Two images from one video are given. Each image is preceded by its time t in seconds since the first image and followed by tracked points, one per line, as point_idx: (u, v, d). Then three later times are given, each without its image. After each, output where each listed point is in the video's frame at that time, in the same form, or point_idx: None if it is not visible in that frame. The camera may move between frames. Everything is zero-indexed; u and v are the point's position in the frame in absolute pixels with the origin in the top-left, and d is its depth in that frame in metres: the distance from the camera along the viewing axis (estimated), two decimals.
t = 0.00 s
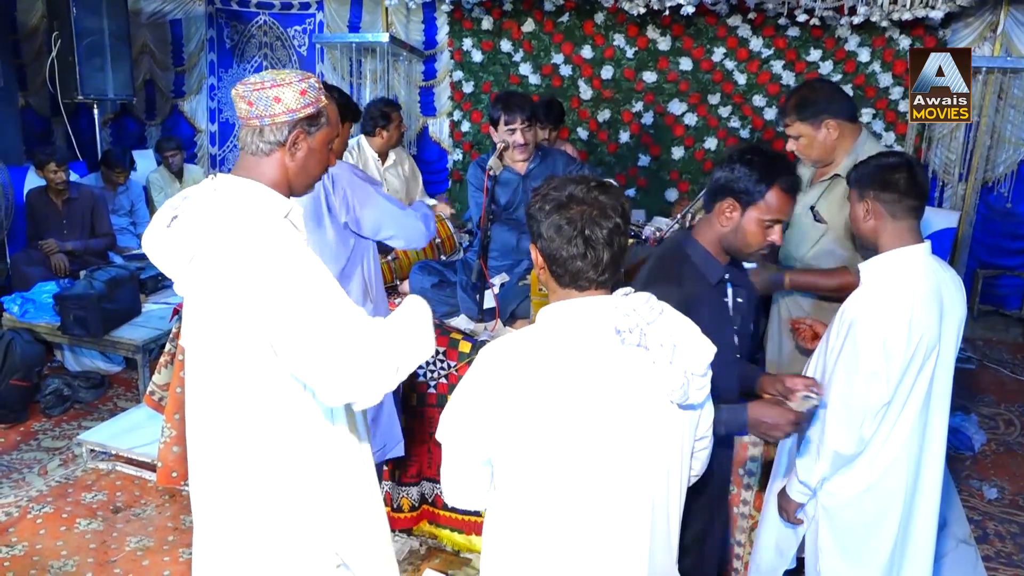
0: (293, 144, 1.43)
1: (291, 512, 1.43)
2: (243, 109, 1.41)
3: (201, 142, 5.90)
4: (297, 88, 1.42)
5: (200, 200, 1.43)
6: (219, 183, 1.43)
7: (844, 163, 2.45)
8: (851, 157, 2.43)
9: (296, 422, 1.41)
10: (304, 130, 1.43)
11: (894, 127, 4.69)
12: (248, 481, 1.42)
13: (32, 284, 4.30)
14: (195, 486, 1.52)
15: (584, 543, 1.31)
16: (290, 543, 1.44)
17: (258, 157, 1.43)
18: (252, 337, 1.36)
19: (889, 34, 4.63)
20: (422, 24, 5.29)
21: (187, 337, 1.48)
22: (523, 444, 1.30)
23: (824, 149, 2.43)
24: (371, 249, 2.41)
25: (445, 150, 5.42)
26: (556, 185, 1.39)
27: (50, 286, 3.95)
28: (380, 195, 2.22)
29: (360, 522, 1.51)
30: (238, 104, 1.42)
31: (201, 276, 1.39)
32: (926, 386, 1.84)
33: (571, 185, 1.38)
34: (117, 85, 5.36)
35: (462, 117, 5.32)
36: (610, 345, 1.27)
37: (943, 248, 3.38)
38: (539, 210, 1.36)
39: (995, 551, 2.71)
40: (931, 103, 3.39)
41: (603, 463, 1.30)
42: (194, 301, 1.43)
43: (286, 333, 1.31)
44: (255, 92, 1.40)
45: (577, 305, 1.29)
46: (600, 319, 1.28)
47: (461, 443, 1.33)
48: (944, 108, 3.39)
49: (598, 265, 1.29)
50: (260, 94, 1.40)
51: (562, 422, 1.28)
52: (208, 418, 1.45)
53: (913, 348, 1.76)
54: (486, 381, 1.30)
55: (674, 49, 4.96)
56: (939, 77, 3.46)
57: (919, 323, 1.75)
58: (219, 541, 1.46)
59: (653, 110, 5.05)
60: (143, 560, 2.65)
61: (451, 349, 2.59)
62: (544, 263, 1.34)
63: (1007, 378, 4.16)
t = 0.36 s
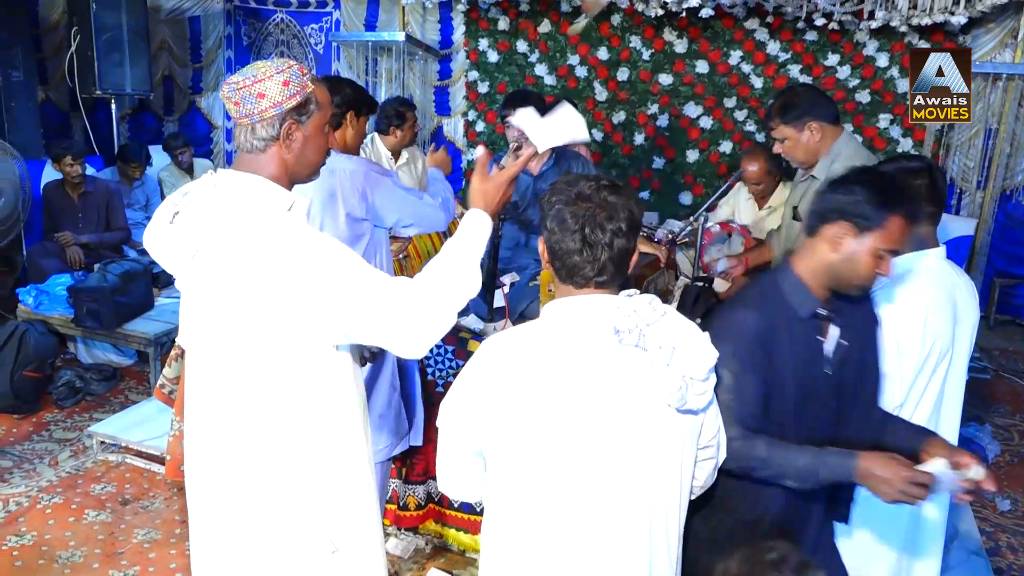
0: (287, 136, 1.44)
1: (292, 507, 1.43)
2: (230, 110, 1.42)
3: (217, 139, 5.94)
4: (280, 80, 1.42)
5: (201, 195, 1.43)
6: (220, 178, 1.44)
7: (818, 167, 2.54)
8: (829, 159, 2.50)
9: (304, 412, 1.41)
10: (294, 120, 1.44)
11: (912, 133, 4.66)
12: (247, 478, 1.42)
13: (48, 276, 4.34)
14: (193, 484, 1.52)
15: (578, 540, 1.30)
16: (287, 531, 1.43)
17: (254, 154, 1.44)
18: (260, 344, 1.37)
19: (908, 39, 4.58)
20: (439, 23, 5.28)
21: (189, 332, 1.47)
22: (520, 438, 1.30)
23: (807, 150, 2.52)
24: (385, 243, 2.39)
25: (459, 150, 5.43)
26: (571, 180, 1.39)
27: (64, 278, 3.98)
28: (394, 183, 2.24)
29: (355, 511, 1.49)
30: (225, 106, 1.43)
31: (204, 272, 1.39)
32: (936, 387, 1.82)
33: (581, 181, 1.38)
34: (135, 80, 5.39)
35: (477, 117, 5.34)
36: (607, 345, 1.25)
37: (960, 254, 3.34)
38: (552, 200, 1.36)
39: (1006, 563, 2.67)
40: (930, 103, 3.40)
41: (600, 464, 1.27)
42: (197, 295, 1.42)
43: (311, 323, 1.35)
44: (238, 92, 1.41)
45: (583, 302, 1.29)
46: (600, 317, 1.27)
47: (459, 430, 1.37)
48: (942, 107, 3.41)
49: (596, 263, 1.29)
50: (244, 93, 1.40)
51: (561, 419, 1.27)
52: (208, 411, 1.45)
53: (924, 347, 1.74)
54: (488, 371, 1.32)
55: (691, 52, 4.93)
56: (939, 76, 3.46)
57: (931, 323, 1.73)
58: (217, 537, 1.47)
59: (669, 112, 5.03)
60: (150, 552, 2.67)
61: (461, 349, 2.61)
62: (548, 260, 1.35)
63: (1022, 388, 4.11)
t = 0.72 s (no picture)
0: (302, 135, 1.44)
1: (304, 501, 1.45)
2: (245, 108, 1.43)
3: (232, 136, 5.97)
4: (294, 78, 1.42)
5: (214, 189, 1.44)
6: (233, 175, 1.45)
7: (797, 167, 2.52)
8: (804, 160, 2.51)
9: (311, 410, 1.43)
10: (309, 119, 1.44)
11: (929, 136, 4.56)
12: (255, 475, 1.43)
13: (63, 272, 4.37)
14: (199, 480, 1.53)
15: (585, 540, 1.29)
16: (310, 528, 1.46)
17: (268, 153, 1.45)
18: (265, 344, 1.37)
19: (926, 41, 4.50)
20: (454, 22, 5.28)
21: (197, 328, 1.47)
22: (523, 437, 1.28)
23: (782, 160, 2.53)
24: (396, 244, 2.39)
25: (473, 149, 5.43)
26: (583, 180, 1.38)
27: (79, 274, 4.00)
28: (406, 183, 2.25)
29: (363, 516, 1.55)
30: (240, 103, 1.44)
31: (213, 268, 1.39)
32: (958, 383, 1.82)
33: (593, 180, 1.37)
34: (151, 78, 5.42)
35: (490, 117, 5.33)
36: (610, 342, 1.24)
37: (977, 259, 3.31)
38: (565, 195, 1.35)
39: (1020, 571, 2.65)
40: (929, 104, 3.72)
41: (607, 463, 1.27)
42: (203, 291, 1.43)
43: (301, 333, 1.32)
44: (253, 91, 1.42)
45: (583, 300, 1.27)
46: (603, 315, 1.25)
47: (466, 424, 1.36)
48: (937, 113, 3.75)
49: (600, 262, 1.27)
50: (258, 92, 1.41)
51: (561, 418, 1.25)
52: (216, 411, 1.45)
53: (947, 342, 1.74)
54: (488, 372, 1.30)
55: (706, 53, 4.89)
56: (938, 76, 3.76)
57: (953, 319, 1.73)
58: (219, 536, 1.48)
59: (683, 113, 5.00)
60: (160, 547, 2.68)
61: (471, 348, 2.63)
62: (556, 259, 1.34)
63: None
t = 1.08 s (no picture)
0: (311, 134, 1.46)
1: (309, 500, 1.46)
2: (255, 104, 1.43)
3: (240, 133, 6.00)
4: (306, 78, 1.43)
5: (221, 189, 1.45)
6: (241, 173, 1.45)
7: (798, 156, 2.49)
8: (804, 150, 2.49)
9: (319, 409, 1.44)
10: (318, 118, 1.45)
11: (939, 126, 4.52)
12: (263, 473, 1.45)
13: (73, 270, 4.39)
14: (208, 476, 1.54)
15: (592, 537, 1.29)
16: (310, 530, 1.47)
17: (276, 150, 1.45)
18: (273, 346, 1.38)
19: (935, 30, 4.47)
20: (460, 17, 5.28)
21: (203, 327, 1.48)
22: (529, 435, 1.28)
23: (783, 151, 2.51)
24: (401, 239, 2.39)
25: (480, 143, 5.43)
26: (590, 173, 1.37)
27: (89, 272, 4.02)
28: (410, 178, 2.25)
29: (368, 514, 1.55)
30: (250, 99, 1.44)
31: (220, 268, 1.40)
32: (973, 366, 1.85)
33: (595, 173, 1.36)
34: (158, 76, 5.44)
35: (497, 111, 5.33)
36: (615, 339, 1.24)
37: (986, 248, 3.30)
38: (567, 191, 1.34)
39: None
40: (930, 103, 3.03)
41: (614, 459, 1.27)
42: (210, 291, 1.43)
43: (310, 337, 1.34)
44: (264, 87, 1.42)
45: (590, 296, 1.26)
46: (608, 312, 1.25)
47: (470, 425, 1.35)
48: (942, 109, 3.01)
49: (603, 253, 1.26)
50: (270, 89, 1.42)
51: (569, 415, 1.25)
52: (223, 408, 1.47)
53: (964, 329, 1.77)
54: (493, 368, 1.30)
55: (713, 45, 4.87)
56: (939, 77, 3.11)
57: (970, 306, 1.76)
58: (227, 533, 1.49)
59: (691, 105, 4.98)
60: (172, 543, 2.70)
61: (479, 342, 2.63)
62: (560, 254, 1.33)
63: None
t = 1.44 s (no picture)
0: (327, 122, 1.46)
1: (325, 484, 1.50)
2: (276, 84, 1.43)
3: (249, 116, 5.99)
4: (333, 65, 1.45)
5: (227, 177, 1.45)
6: (249, 160, 1.46)
7: (816, 135, 2.47)
8: (823, 129, 2.47)
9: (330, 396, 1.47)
10: (338, 107, 1.46)
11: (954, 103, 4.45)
12: (274, 463, 1.48)
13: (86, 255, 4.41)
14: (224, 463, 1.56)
15: (611, 521, 1.30)
16: (330, 511, 1.51)
17: (289, 134, 1.45)
18: (285, 338, 1.40)
19: (951, 5, 4.41)
20: None
21: (213, 318, 1.49)
22: (541, 426, 1.29)
23: (799, 133, 2.50)
24: (407, 223, 2.39)
25: (489, 124, 5.40)
26: (588, 157, 1.36)
27: (101, 257, 4.04)
28: (418, 163, 2.22)
29: (380, 500, 1.58)
30: (271, 78, 1.44)
31: (228, 257, 1.40)
32: (998, 346, 1.89)
33: (596, 157, 1.35)
34: (167, 60, 5.43)
35: (506, 92, 5.30)
36: (624, 324, 1.24)
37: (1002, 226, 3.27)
38: (568, 175, 1.32)
39: None
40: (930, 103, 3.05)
41: (631, 445, 1.28)
42: (219, 282, 1.44)
43: (320, 328, 1.35)
44: (290, 67, 1.43)
45: (596, 282, 1.25)
46: (615, 296, 1.25)
47: (482, 416, 1.35)
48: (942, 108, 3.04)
49: (611, 236, 1.25)
50: (296, 68, 1.42)
51: (585, 404, 1.26)
52: (236, 396, 1.49)
53: (991, 310, 1.81)
54: (502, 357, 1.29)
55: (724, 22, 4.82)
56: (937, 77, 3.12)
57: (999, 287, 1.80)
58: (244, 517, 1.52)
59: (702, 84, 4.93)
60: (188, 525, 2.73)
61: (490, 326, 2.63)
62: (565, 237, 1.31)
63: None
